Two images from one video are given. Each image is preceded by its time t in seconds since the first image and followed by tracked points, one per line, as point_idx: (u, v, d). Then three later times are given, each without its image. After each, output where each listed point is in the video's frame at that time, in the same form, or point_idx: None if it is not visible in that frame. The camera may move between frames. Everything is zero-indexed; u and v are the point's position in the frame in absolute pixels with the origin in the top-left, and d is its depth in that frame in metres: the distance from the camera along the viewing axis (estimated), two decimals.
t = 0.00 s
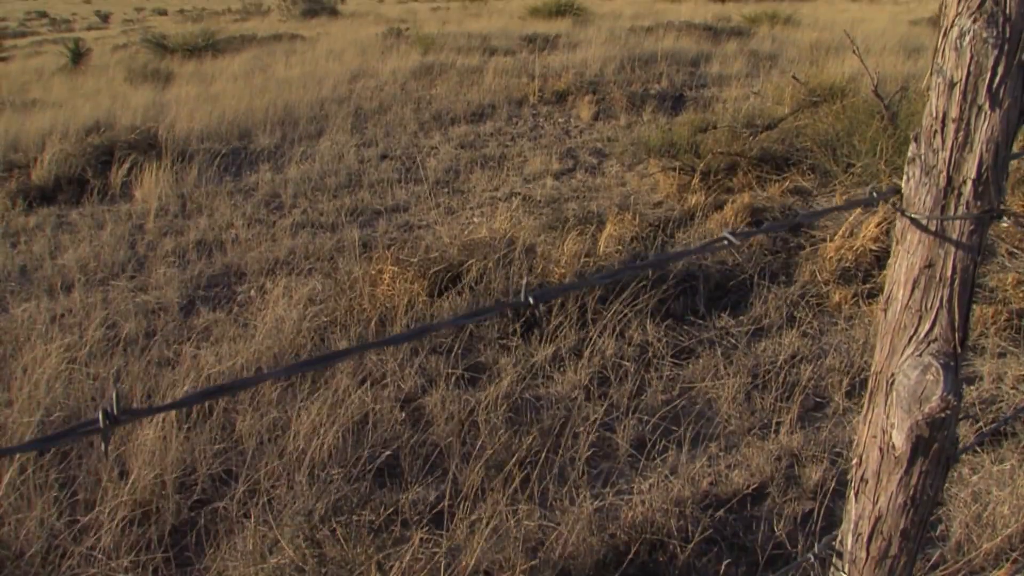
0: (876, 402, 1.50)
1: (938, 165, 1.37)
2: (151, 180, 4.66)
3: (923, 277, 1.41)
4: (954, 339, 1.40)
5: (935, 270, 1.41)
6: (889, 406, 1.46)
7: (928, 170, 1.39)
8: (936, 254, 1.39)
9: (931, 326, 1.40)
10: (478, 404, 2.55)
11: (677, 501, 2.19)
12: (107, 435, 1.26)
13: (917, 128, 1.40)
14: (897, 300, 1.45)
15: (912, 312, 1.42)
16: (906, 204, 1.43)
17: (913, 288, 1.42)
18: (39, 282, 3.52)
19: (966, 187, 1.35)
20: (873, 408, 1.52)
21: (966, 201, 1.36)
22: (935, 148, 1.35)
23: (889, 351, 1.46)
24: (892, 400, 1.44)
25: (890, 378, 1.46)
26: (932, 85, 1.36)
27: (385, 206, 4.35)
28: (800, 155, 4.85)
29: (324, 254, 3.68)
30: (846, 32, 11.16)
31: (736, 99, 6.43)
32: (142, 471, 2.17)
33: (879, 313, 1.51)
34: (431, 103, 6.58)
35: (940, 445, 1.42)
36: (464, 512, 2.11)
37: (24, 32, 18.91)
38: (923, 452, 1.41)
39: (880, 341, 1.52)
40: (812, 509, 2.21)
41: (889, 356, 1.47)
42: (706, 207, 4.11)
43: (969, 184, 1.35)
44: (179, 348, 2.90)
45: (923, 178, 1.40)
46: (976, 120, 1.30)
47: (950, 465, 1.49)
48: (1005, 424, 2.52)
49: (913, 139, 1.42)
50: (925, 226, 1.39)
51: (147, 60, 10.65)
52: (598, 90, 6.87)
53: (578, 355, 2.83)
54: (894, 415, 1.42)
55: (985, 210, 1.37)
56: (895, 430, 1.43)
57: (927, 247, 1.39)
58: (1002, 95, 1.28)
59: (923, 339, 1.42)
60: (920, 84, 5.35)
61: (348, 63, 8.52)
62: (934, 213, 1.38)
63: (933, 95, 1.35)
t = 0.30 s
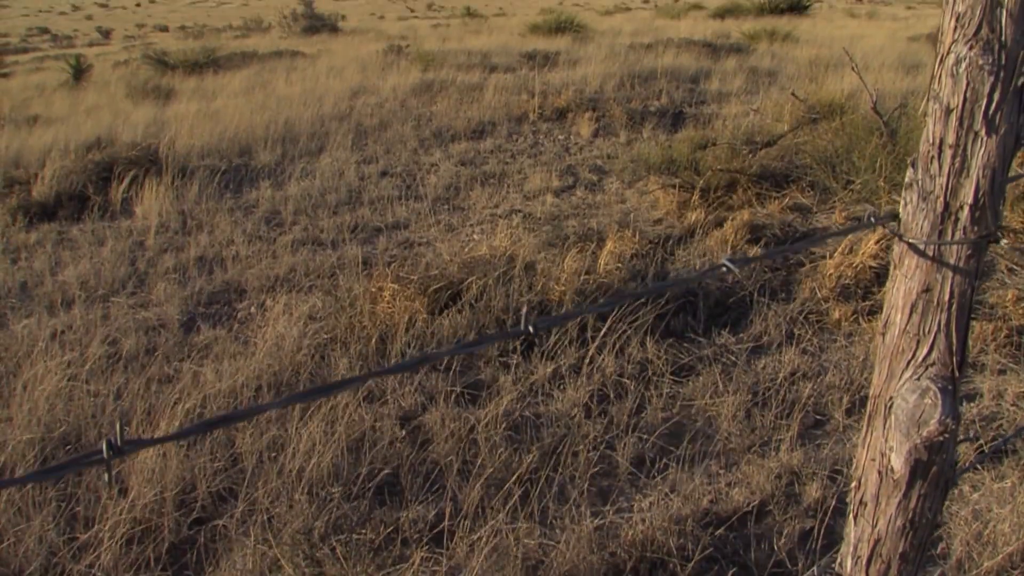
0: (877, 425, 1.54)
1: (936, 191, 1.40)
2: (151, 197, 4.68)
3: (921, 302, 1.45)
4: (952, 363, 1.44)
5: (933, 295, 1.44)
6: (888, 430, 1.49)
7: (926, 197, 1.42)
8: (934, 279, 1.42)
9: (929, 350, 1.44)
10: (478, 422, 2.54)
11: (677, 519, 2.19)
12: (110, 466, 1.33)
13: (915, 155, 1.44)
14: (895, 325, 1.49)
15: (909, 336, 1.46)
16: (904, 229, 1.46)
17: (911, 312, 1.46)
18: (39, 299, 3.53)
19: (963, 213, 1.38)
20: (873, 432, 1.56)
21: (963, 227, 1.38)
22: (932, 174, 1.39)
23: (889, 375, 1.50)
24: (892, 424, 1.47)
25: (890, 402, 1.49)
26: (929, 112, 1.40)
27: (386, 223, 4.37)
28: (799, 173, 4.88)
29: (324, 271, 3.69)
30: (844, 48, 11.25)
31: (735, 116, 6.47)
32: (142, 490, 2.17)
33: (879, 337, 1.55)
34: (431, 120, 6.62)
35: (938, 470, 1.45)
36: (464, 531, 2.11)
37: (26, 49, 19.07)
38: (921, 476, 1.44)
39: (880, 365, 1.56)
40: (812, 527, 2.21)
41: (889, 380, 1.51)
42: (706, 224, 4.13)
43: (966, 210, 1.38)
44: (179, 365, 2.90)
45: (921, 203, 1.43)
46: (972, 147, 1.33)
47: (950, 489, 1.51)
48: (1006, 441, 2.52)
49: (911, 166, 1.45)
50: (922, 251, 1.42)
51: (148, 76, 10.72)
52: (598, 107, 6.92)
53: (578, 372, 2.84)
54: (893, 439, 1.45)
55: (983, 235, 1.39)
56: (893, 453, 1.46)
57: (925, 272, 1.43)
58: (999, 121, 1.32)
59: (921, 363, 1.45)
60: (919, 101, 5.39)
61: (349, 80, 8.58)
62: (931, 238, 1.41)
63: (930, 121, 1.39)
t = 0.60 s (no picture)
0: (875, 449, 1.59)
1: (933, 217, 1.47)
2: (151, 214, 4.70)
3: (919, 327, 1.52)
4: (949, 387, 1.50)
5: (931, 320, 1.51)
6: (887, 453, 1.55)
7: (923, 222, 1.49)
8: (932, 304, 1.49)
9: (927, 374, 1.51)
10: (478, 440, 2.54)
11: (677, 537, 2.18)
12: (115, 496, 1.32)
13: (914, 179, 1.51)
14: (894, 349, 1.56)
15: (908, 360, 1.53)
16: (902, 253, 1.52)
17: (910, 337, 1.53)
18: (39, 315, 3.53)
19: (960, 238, 1.44)
20: (872, 455, 1.61)
21: (961, 251, 1.45)
22: (930, 200, 1.46)
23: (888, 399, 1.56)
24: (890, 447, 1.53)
25: (889, 425, 1.55)
26: (927, 138, 1.46)
27: (386, 240, 4.39)
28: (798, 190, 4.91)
29: (325, 288, 3.70)
30: (843, 65, 11.32)
31: (735, 133, 6.52)
32: (143, 507, 2.17)
33: (878, 362, 1.61)
34: (431, 137, 6.66)
35: (936, 492, 1.50)
36: (465, 549, 2.11)
37: (27, 64, 19.18)
38: (920, 498, 1.49)
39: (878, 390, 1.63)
40: (813, 545, 2.20)
41: (887, 404, 1.57)
42: (705, 241, 4.16)
43: (963, 235, 1.44)
44: (180, 382, 2.90)
45: (918, 229, 1.50)
46: (969, 172, 1.40)
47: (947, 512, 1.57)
48: (1007, 458, 2.52)
49: (909, 192, 1.53)
50: (921, 276, 1.48)
51: (149, 93, 10.78)
52: (598, 124, 6.97)
53: (578, 390, 2.84)
54: (892, 462, 1.50)
55: (980, 260, 1.45)
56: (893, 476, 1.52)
57: (922, 296, 1.50)
58: (994, 148, 1.38)
59: (919, 387, 1.51)
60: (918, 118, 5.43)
61: (350, 97, 8.64)
62: (929, 262, 1.47)
63: (928, 147, 1.46)
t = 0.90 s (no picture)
0: (874, 472, 1.60)
1: (930, 242, 1.49)
2: (152, 230, 4.72)
3: (917, 350, 1.54)
4: (947, 411, 1.52)
5: (928, 343, 1.53)
6: (886, 476, 1.56)
7: (920, 247, 1.51)
8: (930, 327, 1.51)
9: (926, 398, 1.52)
10: (478, 457, 2.54)
11: (677, 555, 2.18)
12: (117, 526, 1.33)
13: (911, 204, 1.53)
14: (892, 372, 1.57)
15: (906, 384, 1.54)
16: (900, 278, 1.55)
17: (908, 360, 1.54)
18: (40, 331, 3.54)
19: (957, 262, 1.47)
20: (871, 478, 1.62)
21: (958, 276, 1.47)
22: (927, 225, 1.48)
23: (887, 422, 1.58)
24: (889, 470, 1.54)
25: (887, 448, 1.57)
26: (924, 163, 1.49)
27: (386, 257, 4.40)
28: (798, 206, 4.94)
29: (325, 305, 3.71)
30: (842, 81, 11.41)
31: (736, 149, 6.56)
32: (142, 524, 2.17)
33: (876, 385, 1.63)
34: (432, 153, 6.70)
35: (936, 516, 1.51)
36: (464, 568, 2.11)
37: (29, 80, 19.31)
38: (919, 521, 1.50)
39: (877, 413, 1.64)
40: (814, 563, 2.19)
41: (885, 427, 1.59)
42: (705, 257, 4.17)
43: (960, 259, 1.47)
44: (180, 399, 2.90)
45: (916, 253, 1.52)
46: (966, 197, 1.43)
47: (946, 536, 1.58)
48: (1008, 475, 2.52)
49: (906, 217, 1.55)
50: (918, 300, 1.51)
51: (149, 109, 10.84)
52: (598, 140, 7.01)
53: (577, 407, 2.85)
54: (891, 485, 1.52)
55: (977, 284, 1.48)
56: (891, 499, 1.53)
57: (920, 320, 1.52)
58: (990, 173, 1.41)
59: (918, 410, 1.53)
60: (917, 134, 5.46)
61: (351, 113, 8.70)
62: (926, 286, 1.50)
63: (925, 172, 1.49)
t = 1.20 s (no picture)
0: (873, 493, 1.66)
1: (928, 266, 1.54)
2: (153, 246, 4.74)
3: (915, 373, 1.60)
4: (945, 433, 1.58)
5: (926, 366, 1.59)
6: (885, 499, 1.62)
7: (919, 270, 1.56)
8: (928, 351, 1.57)
9: (924, 420, 1.58)
10: (478, 474, 2.54)
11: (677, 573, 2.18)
12: (120, 555, 1.31)
13: (908, 228, 1.58)
14: (891, 395, 1.63)
15: (905, 407, 1.60)
16: (898, 302, 1.60)
17: (906, 384, 1.60)
18: (40, 347, 3.54)
19: (955, 286, 1.52)
20: (869, 499, 1.68)
21: (955, 299, 1.53)
22: (925, 249, 1.53)
23: (885, 445, 1.64)
24: (888, 493, 1.60)
25: (886, 470, 1.63)
26: (921, 187, 1.54)
27: (387, 274, 4.42)
28: (797, 223, 4.96)
29: (325, 321, 3.72)
30: (841, 97, 11.48)
31: (736, 166, 6.60)
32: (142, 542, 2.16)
33: (875, 408, 1.69)
34: (432, 170, 6.74)
35: (933, 536, 1.56)
36: None
37: (30, 95, 19.43)
38: (918, 544, 1.56)
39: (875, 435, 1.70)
40: None
41: (884, 449, 1.64)
42: (705, 274, 4.19)
43: (957, 283, 1.52)
44: (180, 415, 2.90)
45: (914, 277, 1.57)
46: (963, 221, 1.48)
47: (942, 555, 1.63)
48: (1009, 492, 2.52)
49: (903, 240, 1.60)
50: (916, 323, 1.56)
51: (150, 125, 10.90)
52: (598, 157, 7.05)
53: (578, 424, 2.85)
54: (890, 508, 1.58)
55: (974, 307, 1.54)
56: (890, 521, 1.59)
57: (918, 344, 1.58)
58: (987, 198, 1.46)
59: (916, 433, 1.59)
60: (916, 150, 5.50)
61: (352, 130, 8.75)
62: (924, 310, 1.55)
63: (922, 196, 1.54)
